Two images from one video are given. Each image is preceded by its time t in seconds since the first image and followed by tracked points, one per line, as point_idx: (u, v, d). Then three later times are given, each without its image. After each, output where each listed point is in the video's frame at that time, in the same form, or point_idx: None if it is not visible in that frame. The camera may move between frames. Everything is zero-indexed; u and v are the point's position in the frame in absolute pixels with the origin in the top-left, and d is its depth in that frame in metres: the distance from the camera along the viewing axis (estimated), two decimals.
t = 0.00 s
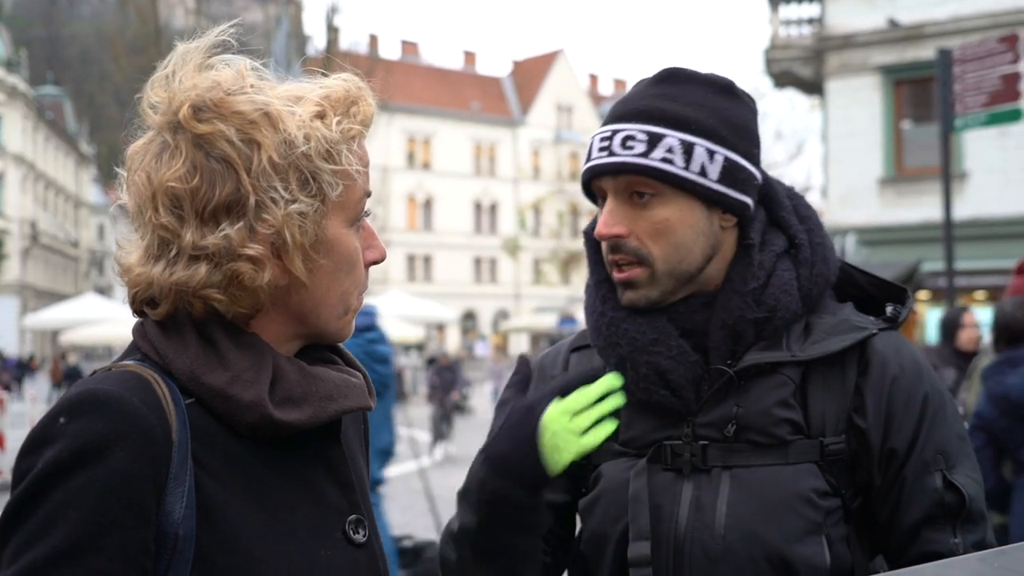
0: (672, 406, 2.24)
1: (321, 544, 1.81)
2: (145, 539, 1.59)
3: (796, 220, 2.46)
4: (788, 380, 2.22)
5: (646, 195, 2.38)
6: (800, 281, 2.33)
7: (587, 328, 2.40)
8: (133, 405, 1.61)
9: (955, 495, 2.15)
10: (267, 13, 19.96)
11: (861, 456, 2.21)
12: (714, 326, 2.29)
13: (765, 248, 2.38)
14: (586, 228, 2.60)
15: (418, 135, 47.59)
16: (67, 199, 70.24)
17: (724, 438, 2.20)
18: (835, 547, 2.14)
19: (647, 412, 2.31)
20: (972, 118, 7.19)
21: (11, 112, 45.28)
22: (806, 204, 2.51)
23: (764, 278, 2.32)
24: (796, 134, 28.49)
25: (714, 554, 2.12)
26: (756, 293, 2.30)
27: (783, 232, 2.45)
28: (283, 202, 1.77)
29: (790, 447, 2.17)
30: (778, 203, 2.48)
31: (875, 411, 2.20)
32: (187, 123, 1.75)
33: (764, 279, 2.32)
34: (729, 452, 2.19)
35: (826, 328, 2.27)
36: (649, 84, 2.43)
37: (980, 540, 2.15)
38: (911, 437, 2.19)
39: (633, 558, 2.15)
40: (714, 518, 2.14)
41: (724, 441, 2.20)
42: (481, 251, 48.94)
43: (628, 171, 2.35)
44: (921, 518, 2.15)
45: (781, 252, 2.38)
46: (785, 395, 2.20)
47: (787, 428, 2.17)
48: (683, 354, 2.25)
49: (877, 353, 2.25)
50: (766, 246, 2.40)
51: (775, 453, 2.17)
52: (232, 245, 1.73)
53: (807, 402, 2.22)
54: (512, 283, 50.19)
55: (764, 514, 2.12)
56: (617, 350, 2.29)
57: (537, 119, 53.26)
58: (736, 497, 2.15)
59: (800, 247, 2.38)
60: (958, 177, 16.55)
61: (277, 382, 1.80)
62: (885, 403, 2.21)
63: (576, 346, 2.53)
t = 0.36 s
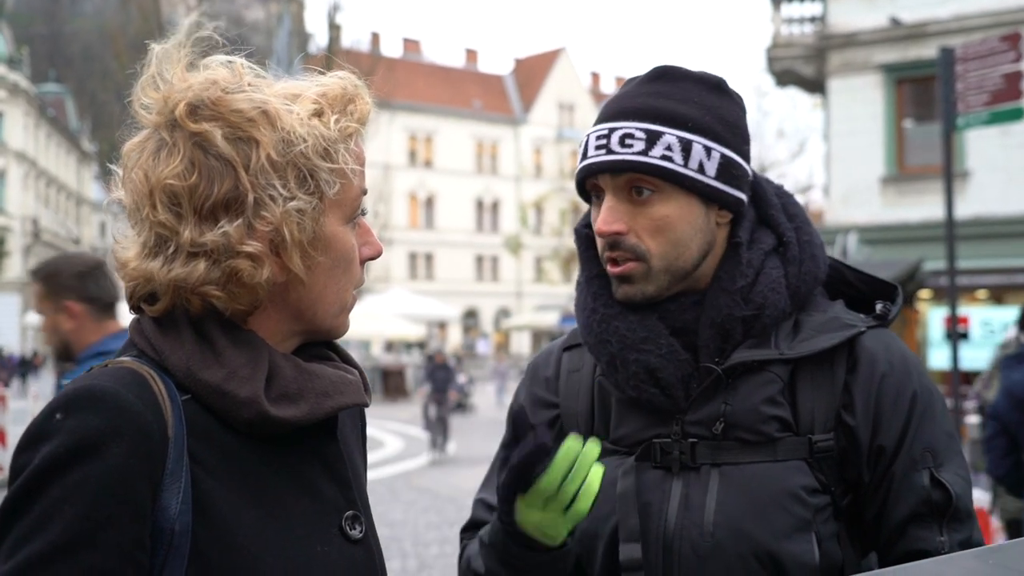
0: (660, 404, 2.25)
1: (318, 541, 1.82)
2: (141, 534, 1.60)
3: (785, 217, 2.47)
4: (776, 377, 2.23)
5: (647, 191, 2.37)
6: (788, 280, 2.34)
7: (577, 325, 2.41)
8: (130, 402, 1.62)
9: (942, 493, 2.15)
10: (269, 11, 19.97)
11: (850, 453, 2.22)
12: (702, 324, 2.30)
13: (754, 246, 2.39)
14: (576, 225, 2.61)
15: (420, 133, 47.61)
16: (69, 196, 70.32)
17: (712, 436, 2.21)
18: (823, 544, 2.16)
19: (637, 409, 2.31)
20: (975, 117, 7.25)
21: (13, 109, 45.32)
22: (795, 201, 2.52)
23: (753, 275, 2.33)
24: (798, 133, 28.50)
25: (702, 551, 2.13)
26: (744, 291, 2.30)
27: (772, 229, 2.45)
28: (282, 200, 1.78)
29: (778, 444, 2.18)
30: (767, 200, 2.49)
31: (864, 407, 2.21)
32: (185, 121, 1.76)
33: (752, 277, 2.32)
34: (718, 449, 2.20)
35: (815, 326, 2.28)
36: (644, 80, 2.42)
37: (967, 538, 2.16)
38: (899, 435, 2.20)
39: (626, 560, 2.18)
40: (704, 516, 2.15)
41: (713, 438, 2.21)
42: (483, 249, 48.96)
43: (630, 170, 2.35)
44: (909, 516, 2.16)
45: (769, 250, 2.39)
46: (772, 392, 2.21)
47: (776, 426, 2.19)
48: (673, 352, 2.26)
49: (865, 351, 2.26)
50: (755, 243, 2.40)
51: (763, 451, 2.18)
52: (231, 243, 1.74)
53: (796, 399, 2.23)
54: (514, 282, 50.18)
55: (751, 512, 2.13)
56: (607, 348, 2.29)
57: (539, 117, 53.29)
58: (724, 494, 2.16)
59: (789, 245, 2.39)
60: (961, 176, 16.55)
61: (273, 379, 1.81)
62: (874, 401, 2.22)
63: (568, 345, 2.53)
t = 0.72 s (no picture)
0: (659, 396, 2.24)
1: (325, 534, 1.83)
2: (147, 528, 1.61)
3: (778, 212, 2.47)
4: (774, 368, 2.23)
5: (718, 182, 2.37)
6: (785, 273, 2.34)
7: (574, 319, 2.39)
8: (138, 397, 1.63)
9: (936, 480, 2.14)
10: (273, 7, 19.94)
11: (847, 443, 2.22)
12: (704, 317, 2.30)
13: (753, 241, 2.39)
14: (572, 217, 2.57)
15: (423, 130, 47.61)
16: (72, 192, 70.32)
17: (710, 427, 2.22)
18: (823, 533, 2.16)
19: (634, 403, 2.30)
20: (978, 115, 7.26)
21: (16, 106, 45.30)
22: (785, 197, 2.52)
23: (753, 269, 2.33)
24: (801, 131, 28.49)
25: (704, 542, 2.14)
26: (743, 283, 2.31)
27: (767, 224, 2.45)
28: (285, 195, 1.78)
29: (777, 435, 2.19)
30: (762, 198, 2.49)
31: (858, 395, 2.22)
32: (187, 121, 1.76)
33: (753, 270, 2.32)
34: (717, 441, 2.20)
35: (809, 318, 2.29)
36: (663, 74, 2.41)
37: (961, 526, 2.15)
38: (894, 424, 2.20)
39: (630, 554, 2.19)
40: (704, 508, 2.16)
41: (711, 430, 2.22)
42: (485, 246, 48.95)
43: (717, 160, 2.34)
44: (904, 503, 2.15)
45: (767, 245, 2.38)
46: (770, 382, 2.21)
47: (773, 416, 2.19)
48: (674, 346, 2.26)
49: (858, 341, 2.27)
50: (753, 237, 2.41)
51: (763, 442, 2.19)
52: (237, 240, 1.74)
53: (791, 390, 2.24)
54: (516, 279, 50.19)
55: (749, 503, 2.14)
56: (606, 340, 2.28)
57: (542, 114, 53.27)
58: (723, 487, 2.16)
59: (785, 238, 2.38)
60: (964, 174, 16.54)
61: (280, 374, 1.81)
62: (868, 391, 2.22)
63: (560, 341, 2.51)
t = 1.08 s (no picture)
0: (679, 393, 2.21)
1: (334, 533, 1.82)
2: (156, 526, 1.60)
3: (788, 208, 2.46)
4: (795, 364, 2.22)
5: (715, 175, 2.35)
6: (800, 268, 2.33)
7: (588, 315, 2.37)
8: (147, 395, 1.62)
9: (955, 473, 2.14)
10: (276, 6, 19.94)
11: (866, 438, 2.21)
12: (721, 312, 2.28)
13: (766, 235, 2.37)
14: (582, 211, 2.54)
15: (427, 129, 47.60)
16: (77, 191, 70.32)
17: (734, 424, 2.19)
18: (843, 529, 2.14)
19: (650, 400, 2.27)
20: (983, 114, 7.22)
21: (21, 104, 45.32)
22: (793, 193, 2.51)
23: (770, 264, 2.31)
24: (805, 130, 28.45)
25: (730, 541, 2.11)
26: (762, 277, 2.29)
27: (777, 220, 2.44)
28: (293, 195, 1.77)
29: (798, 431, 2.17)
30: (772, 193, 2.48)
31: (878, 391, 2.21)
32: (196, 117, 1.75)
33: (769, 265, 2.31)
34: (738, 438, 2.17)
35: (824, 313, 2.28)
36: (665, 70, 2.39)
37: (977, 517, 2.16)
38: (913, 417, 2.20)
39: (655, 555, 2.12)
40: (727, 504, 2.13)
41: (733, 426, 2.19)
42: (489, 245, 48.93)
43: (711, 151, 2.31)
44: (923, 497, 2.14)
45: (780, 240, 2.37)
46: (793, 378, 2.20)
47: (794, 413, 2.18)
48: (693, 341, 2.24)
49: (873, 336, 2.27)
50: (766, 231, 2.39)
51: (784, 438, 2.16)
52: (244, 237, 1.73)
53: (812, 386, 2.22)
54: (520, 278, 50.18)
55: (776, 499, 2.11)
56: (626, 334, 2.26)
57: (545, 113, 53.24)
58: (746, 484, 2.13)
59: (799, 233, 2.37)
60: (968, 173, 16.49)
61: (289, 373, 1.80)
62: (886, 386, 2.21)
63: (565, 338, 2.48)
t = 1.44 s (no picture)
0: (678, 404, 2.19)
1: (329, 539, 1.81)
2: (152, 531, 1.59)
3: (782, 211, 2.45)
4: (794, 371, 2.20)
5: (697, 189, 2.32)
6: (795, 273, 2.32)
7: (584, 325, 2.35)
8: (142, 399, 1.61)
9: (953, 479, 2.14)
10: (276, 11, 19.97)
11: (865, 445, 2.20)
12: (717, 320, 2.26)
13: (761, 240, 2.36)
14: (575, 221, 2.52)
15: (427, 133, 47.64)
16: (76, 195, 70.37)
17: (733, 434, 2.16)
18: (844, 538, 2.12)
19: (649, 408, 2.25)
20: (982, 117, 7.22)
21: (21, 108, 45.35)
22: (788, 196, 2.50)
23: (765, 270, 2.30)
24: (805, 133, 28.48)
25: (730, 551, 2.09)
26: (758, 285, 2.27)
27: (772, 224, 2.43)
28: (283, 199, 1.76)
29: (798, 439, 2.14)
30: (766, 196, 2.47)
31: (877, 397, 2.20)
32: (185, 123, 1.74)
33: (765, 271, 2.30)
34: (738, 447, 2.15)
35: (822, 318, 2.27)
36: (648, 79, 2.36)
37: (977, 522, 2.15)
38: (911, 423, 2.19)
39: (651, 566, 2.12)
40: (727, 513, 2.11)
41: (732, 435, 2.17)
42: (489, 249, 48.95)
43: (689, 167, 2.29)
44: (922, 502, 2.13)
45: (775, 245, 2.36)
46: (791, 386, 2.17)
47: (795, 420, 2.15)
48: (690, 350, 2.22)
49: (871, 341, 2.26)
50: (761, 237, 2.38)
51: (784, 446, 2.14)
52: (234, 243, 1.72)
53: (811, 393, 2.20)
54: (520, 282, 50.17)
55: (778, 509, 2.08)
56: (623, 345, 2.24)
57: (545, 116, 53.28)
58: (746, 492, 2.11)
59: (793, 238, 2.36)
60: (968, 176, 16.49)
61: (285, 376, 1.79)
62: (885, 391, 2.20)
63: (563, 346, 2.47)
